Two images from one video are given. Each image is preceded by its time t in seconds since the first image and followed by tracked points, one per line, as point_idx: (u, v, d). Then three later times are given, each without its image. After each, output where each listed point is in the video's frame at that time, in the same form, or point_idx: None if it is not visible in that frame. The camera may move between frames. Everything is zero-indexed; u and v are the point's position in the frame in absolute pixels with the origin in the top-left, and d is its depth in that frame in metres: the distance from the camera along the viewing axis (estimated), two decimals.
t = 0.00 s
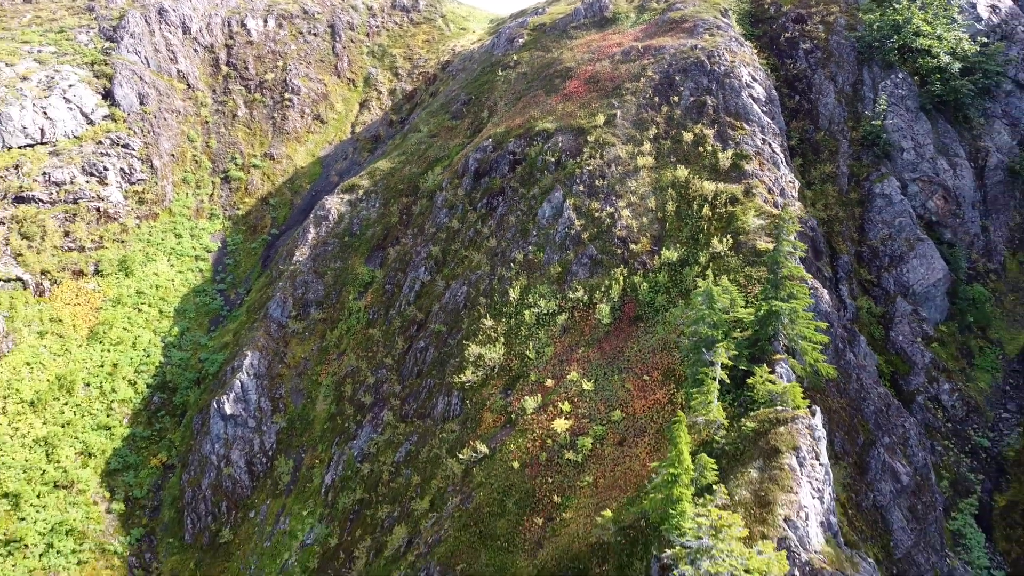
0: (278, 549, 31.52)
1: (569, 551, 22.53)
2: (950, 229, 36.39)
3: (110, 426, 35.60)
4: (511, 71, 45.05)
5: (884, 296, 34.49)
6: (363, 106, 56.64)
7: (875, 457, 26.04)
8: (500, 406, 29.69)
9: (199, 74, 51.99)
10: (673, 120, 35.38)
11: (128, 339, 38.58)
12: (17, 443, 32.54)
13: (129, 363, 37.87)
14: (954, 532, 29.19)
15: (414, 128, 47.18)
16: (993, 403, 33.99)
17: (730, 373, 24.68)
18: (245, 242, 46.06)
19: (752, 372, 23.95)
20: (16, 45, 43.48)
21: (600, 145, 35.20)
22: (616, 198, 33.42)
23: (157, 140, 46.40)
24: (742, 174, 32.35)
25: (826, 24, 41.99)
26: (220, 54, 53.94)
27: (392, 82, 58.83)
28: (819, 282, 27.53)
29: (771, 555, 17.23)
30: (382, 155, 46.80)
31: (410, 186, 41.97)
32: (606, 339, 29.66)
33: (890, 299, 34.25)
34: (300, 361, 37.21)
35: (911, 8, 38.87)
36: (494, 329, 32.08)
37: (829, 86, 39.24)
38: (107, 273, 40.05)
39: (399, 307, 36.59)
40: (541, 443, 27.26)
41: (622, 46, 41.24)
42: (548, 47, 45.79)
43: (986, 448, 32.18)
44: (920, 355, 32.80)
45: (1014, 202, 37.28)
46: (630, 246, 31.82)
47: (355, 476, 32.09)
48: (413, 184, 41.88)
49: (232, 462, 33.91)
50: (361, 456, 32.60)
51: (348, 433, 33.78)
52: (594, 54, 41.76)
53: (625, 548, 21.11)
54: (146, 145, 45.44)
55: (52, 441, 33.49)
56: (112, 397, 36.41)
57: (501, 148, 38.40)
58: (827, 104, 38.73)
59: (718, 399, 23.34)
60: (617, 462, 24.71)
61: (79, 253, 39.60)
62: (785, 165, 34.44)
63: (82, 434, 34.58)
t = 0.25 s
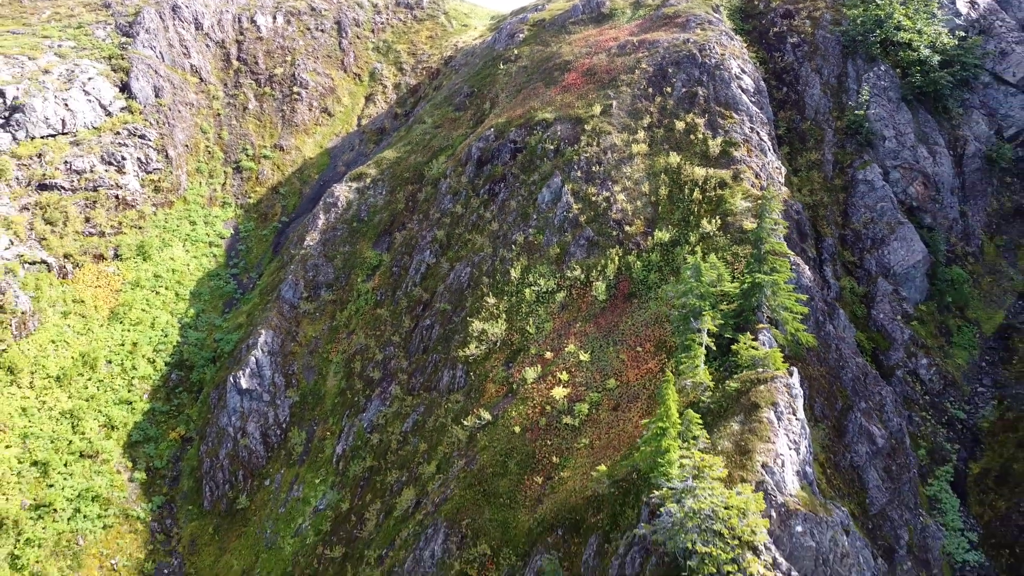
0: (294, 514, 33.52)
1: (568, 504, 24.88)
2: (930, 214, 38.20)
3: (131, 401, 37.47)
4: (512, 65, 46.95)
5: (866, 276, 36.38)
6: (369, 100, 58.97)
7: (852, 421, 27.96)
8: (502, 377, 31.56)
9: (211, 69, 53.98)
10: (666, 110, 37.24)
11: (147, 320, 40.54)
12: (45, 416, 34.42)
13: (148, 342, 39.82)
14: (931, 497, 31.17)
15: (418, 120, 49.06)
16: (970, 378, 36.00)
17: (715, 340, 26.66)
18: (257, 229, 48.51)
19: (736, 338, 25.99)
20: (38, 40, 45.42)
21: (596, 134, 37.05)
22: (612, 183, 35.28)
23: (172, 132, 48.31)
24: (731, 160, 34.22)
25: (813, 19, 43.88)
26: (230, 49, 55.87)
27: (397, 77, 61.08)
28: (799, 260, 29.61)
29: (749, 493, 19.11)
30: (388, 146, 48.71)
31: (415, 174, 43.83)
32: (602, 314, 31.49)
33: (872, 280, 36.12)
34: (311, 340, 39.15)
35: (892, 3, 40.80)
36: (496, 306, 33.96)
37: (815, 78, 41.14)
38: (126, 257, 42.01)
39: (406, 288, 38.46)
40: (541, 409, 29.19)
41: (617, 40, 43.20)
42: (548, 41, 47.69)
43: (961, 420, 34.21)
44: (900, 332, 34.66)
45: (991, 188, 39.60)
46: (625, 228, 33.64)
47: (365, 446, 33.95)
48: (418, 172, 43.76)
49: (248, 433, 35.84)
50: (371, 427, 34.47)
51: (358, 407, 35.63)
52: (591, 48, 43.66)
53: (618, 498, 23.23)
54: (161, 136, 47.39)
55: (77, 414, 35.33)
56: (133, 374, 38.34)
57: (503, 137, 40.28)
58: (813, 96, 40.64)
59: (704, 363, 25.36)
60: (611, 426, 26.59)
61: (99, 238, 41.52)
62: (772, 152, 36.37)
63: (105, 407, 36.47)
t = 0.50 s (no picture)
0: (308, 478, 35.70)
1: (565, 458, 27.18)
2: (909, 199, 40.23)
3: (152, 374, 39.60)
4: (513, 58, 49.12)
5: (848, 256, 38.49)
6: (375, 93, 61.16)
7: (830, 384, 30.09)
8: (504, 347, 33.70)
9: (223, 63, 56.24)
10: (659, 99, 39.36)
11: (166, 300, 42.73)
12: (73, 387, 36.92)
13: (167, 320, 41.98)
14: (907, 461, 34.27)
15: (423, 111, 51.18)
16: (946, 352, 38.33)
17: (701, 309, 28.96)
18: (269, 215, 50.69)
19: (720, 306, 28.25)
20: (59, 35, 47.51)
21: (593, 122, 39.15)
22: (607, 167, 37.40)
23: (187, 122, 50.58)
24: (720, 145, 36.35)
25: (799, 14, 46.08)
26: (242, 44, 58.08)
27: (402, 71, 63.33)
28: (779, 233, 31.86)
29: (728, 438, 21.52)
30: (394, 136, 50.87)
31: (421, 162, 45.95)
32: (598, 289, 33.58)
33: (854, 260, 38.25)
34: (323, 318, 41.35)
35: None
36: (499, 283, 36.07)
37: (801, 69, 43.28)
38: (145, 241, 44.29)
39: (413, 269, 40.58)
40: (541, 374, 31.29)
41: (614, 34, 45.33)
42: (548, 35, 49.85)
43: (936, 391, 36.93)
44: (879, 308, 36.87)
45: (967, 174, 42.10)
46: (620, 209, 35.71)
47: (375, 415, 36.04)
48: (423, 160, 45.91)
49: (264, 404, 38.04)
50: (380, 398, 36.54)
51: (368, 379, 37.72)
52: (588, 41, 45.81)
53: (612, 451, 25.58)
54: (177, 126, 49.66)
55: (103, 385, 37.67)
56: (154, 349, 40.49)
57: (504, 125, 42.41)
58: (798, 86, 42.75)
59: (691, 329, 27.53)
60: (605, 389, 28.66)
61: (120, 223, 43.78)
62: (759, 139, 38.50)
63: (129, 380, 38.67)
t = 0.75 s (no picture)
0: (319, 450, 37.59)
1: (564, 423, 29.03)
2: (893, 186, 42.06)
3: (170, 353, 41.54)
4: (514, 53, 51.03)
5: (834, 240, 40.35)
6: (380, 88, 63.09)
7: (813, 357, 31.96)
8: (506, 325, 35.56)
9: (234, 58, 58.17)
10: (653, 91, 41.24)
11: (182, 284, 44.68)
12: (95, 364, 38.80)
13: (183, 303, 43.96)
14: (889, 433, 36.45)
15: (427, 104, 53.05)
16: (927, 332, 40.26)
17: (691, 286, 30.76)
18: (279, 205, 52.65)
19: (709, 283, 30.11)
20: (78, 30, 49.37)
21: (590, 112, 41.03)
22: (603, 155, 39.26)
23: (199, 115, 52.59)
24: (711, 134, 38.22)
25: (788, 10, 48.05)
26: (251, 40, 60.01)
27: (405, 66, 65.25)
28: (766, 219, 33.52)
29: (713, 397, 23.38)
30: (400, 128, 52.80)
31: (425, 152, 47.85)
32: (595, 270, 35.24)
33: (839, 244, 40.09)
34: (332, 301, 43.25)
35: None
36: (501, 265, 37.92)
37: (789, 63, 45.24)
38: (161, 228, 46.12)
39: (418, 253, 42.43)
40: (540, 348, 33.13)
41: (611, 28, 47.25)
42: (547, 30, 51.75)
43: (917, 368, 38.95)
44: (862, 290, 38.78)
45: (949, 163, 44.12)
46: (616, 194, 37.51)
47: (382, 390, 37.85)
48: (428, 150, 47.83)
49: (277, 380, 39.96)
50: (387, 374, 38.41)
51: (376, 358, 39.55)
52: (586, 36, 47.72)
53: (606, 415, 27.45)
54: (190, 119, 51.65)
55: (124, 363, 39.56)
56: (171, 330, 42.45)
57: (506, 116, 44.30)
58: (787, 79, 44.74)
59: (681, 303, 29.41)
60: (601, 360, 30.46)
61: (137, 210, 45.62)
62: (749, 128, 40.41)
63: (148, 359, 40.62)
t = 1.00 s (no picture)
0: (331, 422, 39.68)
1: (562, 388, 31.11)
2: (876, 172, 44.22)
3: (188, 331, 43.71)
4: (515, 46, 53.18)
5: (819, 223, 42.45)
6: (385, 81, 65.25)
7: (796, 329, 34.10)
8: (508, 301, 37.65)
9: (245, 52, 60.33)
10: (648, 82, 43.37)
11: (198, 267, 46.85)
12: (118, 341, 41.01)
13: (200, 285, 46.12)
14: (869, 405, 38.73)
15: (432, 96, 55.17)
16: (907, 311, 42.45)
17: (681, 261, 32.87)
18: (289, 193, 54.81)
19: (698, 258, 32.27)
20: (97, 25, 51.55)
21: (588, 102, 43.16)
22: (600, 142, 41.35)
23: (213, 107, 54.76)
24: (702, 122, 40.30)
25: (776, 5, 50.23)
26: (261, 35, 62.15)
27: (410, 60, 67.36)
28: (749, 195, 35.83)
29: (700, 356, 25.62)
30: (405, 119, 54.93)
31: (430, 141, 50.01)
32: (592, 249, 37.29)
33: (824, 227, 42.21)
34: (342, 282, 45.38)
35: None
36: (503, 246, 40.05)
37: (777, 56, 47.45)
38: (178, 214, 48.26)
39: (424, 237, 44.52)
40: (540, 322, 35.22)
41: (608, 23, 49.42)
42: (547, 25, 53.89)
43: (897, 344, 41.21)
44: (845, 270, 41.03)
45: (930, 151, 46.33)
46: (612, 179, 39.57)
47: (391, 365, 39.95)
48: (432, 140, 49.99)
49: (291, 356, 42.18)
50: (396, 350, 40.52)
51: (384, 335, 41.66)
52: (584, 30, 49.87)
53: (602, 378, 29.58)
54: (204, 110, 53.81)
55: (145, 340, 41.79)
56: (189, 310, 44.63)
57: (507, 107, 46.44)
58: (775, 71, 46.92)
59: (672, 276, 31.53)
60: (598, 331, 32.50)
61: (155, 197, 47.75)
62: (738, 117, 42.53)
63: (167, 336, 42.82)
